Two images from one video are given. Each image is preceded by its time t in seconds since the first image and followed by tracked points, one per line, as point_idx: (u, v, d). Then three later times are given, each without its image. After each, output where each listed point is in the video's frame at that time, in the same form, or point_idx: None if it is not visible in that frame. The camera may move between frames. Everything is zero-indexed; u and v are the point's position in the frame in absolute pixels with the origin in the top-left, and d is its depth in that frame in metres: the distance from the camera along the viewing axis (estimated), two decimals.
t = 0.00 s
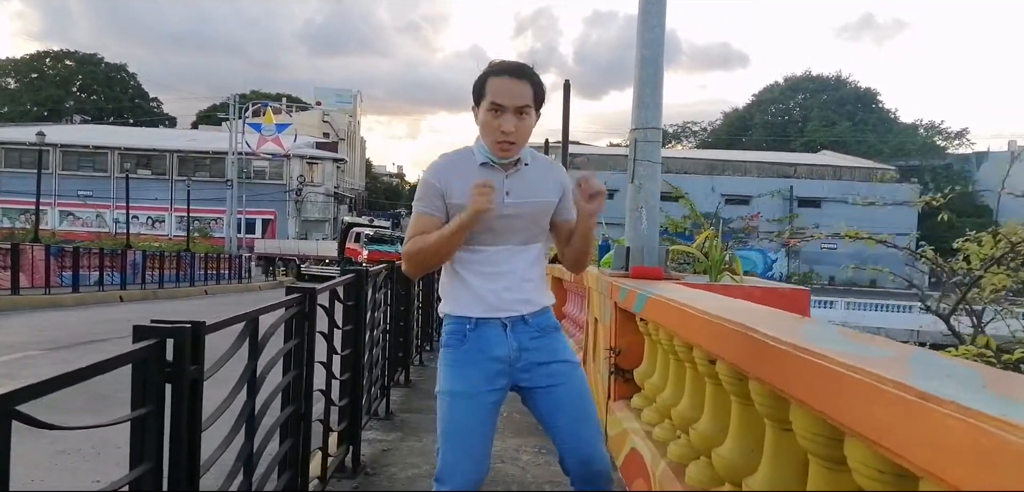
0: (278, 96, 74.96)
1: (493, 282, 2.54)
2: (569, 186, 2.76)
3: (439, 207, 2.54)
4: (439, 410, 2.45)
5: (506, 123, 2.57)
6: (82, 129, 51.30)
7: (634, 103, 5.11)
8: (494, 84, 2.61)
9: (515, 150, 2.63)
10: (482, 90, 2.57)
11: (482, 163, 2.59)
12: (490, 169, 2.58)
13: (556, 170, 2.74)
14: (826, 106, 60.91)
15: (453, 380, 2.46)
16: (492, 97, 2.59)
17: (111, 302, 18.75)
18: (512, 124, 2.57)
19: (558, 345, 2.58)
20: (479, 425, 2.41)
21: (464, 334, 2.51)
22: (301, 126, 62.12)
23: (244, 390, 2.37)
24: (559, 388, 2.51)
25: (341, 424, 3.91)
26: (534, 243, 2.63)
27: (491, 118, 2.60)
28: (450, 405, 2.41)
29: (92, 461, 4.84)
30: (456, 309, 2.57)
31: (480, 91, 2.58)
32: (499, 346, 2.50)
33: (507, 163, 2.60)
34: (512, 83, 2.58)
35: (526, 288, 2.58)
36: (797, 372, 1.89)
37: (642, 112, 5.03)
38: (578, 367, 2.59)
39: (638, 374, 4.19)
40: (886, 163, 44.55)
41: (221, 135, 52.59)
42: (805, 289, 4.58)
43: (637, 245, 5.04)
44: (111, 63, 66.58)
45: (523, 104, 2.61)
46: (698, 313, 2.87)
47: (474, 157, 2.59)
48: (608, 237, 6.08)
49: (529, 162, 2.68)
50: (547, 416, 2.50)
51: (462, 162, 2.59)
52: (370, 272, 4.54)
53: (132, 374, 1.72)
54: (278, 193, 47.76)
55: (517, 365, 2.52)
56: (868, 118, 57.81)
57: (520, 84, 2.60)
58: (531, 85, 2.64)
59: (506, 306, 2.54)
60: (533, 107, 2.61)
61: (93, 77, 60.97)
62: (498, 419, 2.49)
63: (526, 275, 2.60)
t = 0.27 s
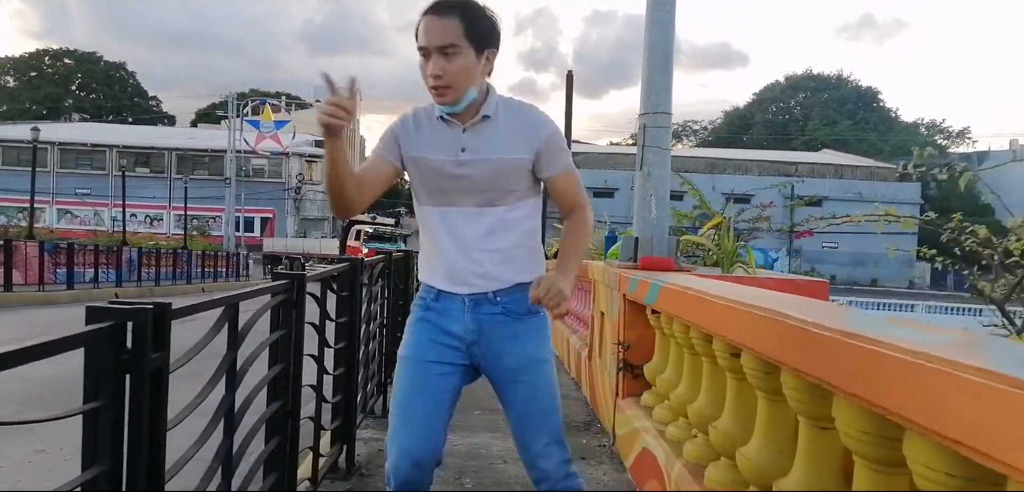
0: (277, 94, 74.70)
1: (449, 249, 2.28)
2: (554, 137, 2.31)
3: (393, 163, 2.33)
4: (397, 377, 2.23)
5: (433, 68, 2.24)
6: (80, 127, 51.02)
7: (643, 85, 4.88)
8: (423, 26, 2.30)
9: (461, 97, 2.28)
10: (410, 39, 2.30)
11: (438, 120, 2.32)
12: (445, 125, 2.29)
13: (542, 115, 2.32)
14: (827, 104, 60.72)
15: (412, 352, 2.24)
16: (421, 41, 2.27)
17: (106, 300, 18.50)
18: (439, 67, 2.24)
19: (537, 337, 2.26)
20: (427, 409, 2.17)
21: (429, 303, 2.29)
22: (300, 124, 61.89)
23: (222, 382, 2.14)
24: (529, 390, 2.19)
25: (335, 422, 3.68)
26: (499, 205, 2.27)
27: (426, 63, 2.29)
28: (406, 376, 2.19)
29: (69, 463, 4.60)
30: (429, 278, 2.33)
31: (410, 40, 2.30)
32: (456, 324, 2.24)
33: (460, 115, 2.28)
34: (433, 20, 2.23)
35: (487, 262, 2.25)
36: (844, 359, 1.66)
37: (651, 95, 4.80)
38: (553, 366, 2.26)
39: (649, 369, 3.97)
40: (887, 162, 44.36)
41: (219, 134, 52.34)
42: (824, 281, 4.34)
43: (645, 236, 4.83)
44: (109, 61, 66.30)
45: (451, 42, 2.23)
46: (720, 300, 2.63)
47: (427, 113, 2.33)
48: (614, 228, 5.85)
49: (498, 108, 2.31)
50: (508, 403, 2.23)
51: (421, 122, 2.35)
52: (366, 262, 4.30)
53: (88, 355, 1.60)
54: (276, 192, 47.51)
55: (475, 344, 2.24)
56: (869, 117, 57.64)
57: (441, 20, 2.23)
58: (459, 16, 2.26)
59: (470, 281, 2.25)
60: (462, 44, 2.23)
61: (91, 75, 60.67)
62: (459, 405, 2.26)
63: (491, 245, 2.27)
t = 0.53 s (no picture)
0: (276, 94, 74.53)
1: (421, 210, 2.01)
2: (534, 76, 2.06)
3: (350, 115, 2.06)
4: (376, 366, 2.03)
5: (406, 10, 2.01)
6: (78, 126, 50.79)
7: (654, 66, 4.62)
8: None
9: (433, 40, 2.02)
10: None
11: (405, 68, 2.06)
12: (414, 75, 2.04)
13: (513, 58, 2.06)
14: (827, 103, 60.50)
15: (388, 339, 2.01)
16: None
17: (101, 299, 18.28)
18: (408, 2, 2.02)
19: (523, 309, 2.00)
20: (400, 394, 1.97)
21: (403, 277, 2.03)
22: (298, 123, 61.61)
23: (195, 381, 1.89)
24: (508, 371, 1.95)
25: (328, 425, 3.41)
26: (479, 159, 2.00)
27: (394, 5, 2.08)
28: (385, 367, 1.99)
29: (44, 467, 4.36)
30: (400, 249, 2.06)
31: None
32: (434, 300, 1.98)
33: (430, 62, 2.03)
34: None
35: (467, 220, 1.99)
36: (914, 349, 1.41)
37: (662, 79, 4.56)
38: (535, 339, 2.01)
39: (663, 367, 3.74)
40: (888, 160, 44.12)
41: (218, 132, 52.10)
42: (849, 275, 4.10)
43: (658, 229, 4.61)
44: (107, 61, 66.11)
45: None
46: (749, 293, 2.39)
47: (398, 61, 2.08)
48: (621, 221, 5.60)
49: (474, 50, 2.07)
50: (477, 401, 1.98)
51: (388, 72, 2.08)
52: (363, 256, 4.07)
53: (24, 347, 1.49)
54: (275, 191, 47.28)
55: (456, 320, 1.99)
56: (870, 116, 57.46)
57: None
58: None
59: (449, 249, 1.99)
60: None
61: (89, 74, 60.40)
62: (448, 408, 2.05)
63: (470, 206, 2.00)
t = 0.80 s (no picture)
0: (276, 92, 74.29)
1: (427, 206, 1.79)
2: (555, 86, 1.93)
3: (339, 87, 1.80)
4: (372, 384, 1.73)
5: None
6: (76, 124, 50.57)
7: (666, 51, 4.38)
8: None
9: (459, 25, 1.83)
10: None
11: (419, 46, 1.83)
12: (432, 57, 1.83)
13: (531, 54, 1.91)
14: (829, 102, 60.29)
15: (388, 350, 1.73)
16: None
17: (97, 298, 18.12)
18: None
19: (533, 312, 1.82)
20: (399, 411, 1.66)
21: (410, 290, 1.79)
22: (298, 122, 61.36)
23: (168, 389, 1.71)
24: (522, 379, 1.71)
25: (323, 432, 3.21)
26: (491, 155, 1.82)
27: None
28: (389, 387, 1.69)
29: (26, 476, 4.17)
30: (403, 255, 1.83)
31: None
32: (445, 312, 1.76)
33: (457, 44, 1.83)
34: None
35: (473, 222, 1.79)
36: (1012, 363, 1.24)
37: (676, 66, 4.31)
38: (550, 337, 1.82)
39: (677, 370, 3.54)
40: (891, 159, 43.87)
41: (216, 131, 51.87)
42: (870, 273, 3.92)
43: (669, 225, 4.39)
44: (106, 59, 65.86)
45: None
46: (779, 289, 2.18)
47: (409, 38, 1.84)
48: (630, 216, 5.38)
49: (496, 43, 1.88)
50: (475, 409, 1.70)
51: (388, 48, 1.84)
52: (360, 253, 3.86)
53: None
54: (274, 190, 47.05)
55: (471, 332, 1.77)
56: (872, 115, 57.23)
57: None
58: None
59: (455, 253, 1.78)
60: None
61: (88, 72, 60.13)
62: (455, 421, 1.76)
63: (485, 208, 1.81)
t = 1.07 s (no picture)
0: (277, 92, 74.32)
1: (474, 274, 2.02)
2: (586, 151, 2.22)
3: (390, 171, 2.01)
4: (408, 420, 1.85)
5: (517, 73, 2.07)
6: (78, 125, 50.63)
7: (667, 66, 4.46)
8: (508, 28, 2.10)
9: (517, 111, 2.08)
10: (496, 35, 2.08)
11: (473, 123, 2.06)
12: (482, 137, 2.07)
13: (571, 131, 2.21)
14: (829, 102, 60.28)
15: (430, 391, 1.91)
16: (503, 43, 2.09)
17: (101, 300, 18.20)
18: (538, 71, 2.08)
19: (558, 369, 2.07)
20: (443, 442, 1.80)
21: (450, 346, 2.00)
22: (299, 122, 61.43)
23: (188, 424, 1.78)
24: (565, 423, 2.01)
25: (328, 448, 3.31)
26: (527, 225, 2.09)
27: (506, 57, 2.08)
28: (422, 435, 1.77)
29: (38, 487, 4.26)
30: (431, 311, 2.05)
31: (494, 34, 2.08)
32: (492, 365, 2.00)
33: (508, 127, 2.09)
34: (534, 26, 2.08)
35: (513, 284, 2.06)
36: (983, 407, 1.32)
37: (676, 83, 4.40)
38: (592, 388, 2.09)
39: (675, 386, 3.62)
40: (891, 160, 43.86)
41: (218, 131, 51.94)
42: (867, 288, 3.96)
43: (668, 240, 4.45)
44: (108, 59, 65.89)
45: (538, 54, 2.08)
46: (773, 316, 2.26)
47: (461, 115, 2.07)
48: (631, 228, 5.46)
49: (539, 120, 2.16)
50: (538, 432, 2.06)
51: (439, 121, 2.05)
52: (366, 269, 3.94)
53: None
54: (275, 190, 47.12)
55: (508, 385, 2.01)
56: (872, 115, 57.23)
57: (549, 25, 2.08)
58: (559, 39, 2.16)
59: (483, 312, 2.02)
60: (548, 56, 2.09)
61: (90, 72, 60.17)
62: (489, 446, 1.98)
63: (522, 275, 2.08)
